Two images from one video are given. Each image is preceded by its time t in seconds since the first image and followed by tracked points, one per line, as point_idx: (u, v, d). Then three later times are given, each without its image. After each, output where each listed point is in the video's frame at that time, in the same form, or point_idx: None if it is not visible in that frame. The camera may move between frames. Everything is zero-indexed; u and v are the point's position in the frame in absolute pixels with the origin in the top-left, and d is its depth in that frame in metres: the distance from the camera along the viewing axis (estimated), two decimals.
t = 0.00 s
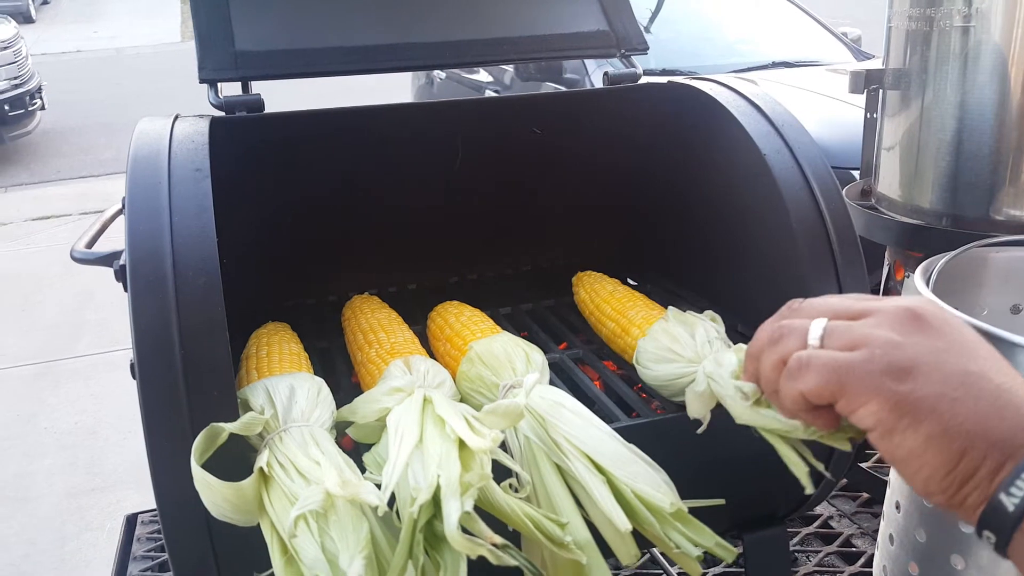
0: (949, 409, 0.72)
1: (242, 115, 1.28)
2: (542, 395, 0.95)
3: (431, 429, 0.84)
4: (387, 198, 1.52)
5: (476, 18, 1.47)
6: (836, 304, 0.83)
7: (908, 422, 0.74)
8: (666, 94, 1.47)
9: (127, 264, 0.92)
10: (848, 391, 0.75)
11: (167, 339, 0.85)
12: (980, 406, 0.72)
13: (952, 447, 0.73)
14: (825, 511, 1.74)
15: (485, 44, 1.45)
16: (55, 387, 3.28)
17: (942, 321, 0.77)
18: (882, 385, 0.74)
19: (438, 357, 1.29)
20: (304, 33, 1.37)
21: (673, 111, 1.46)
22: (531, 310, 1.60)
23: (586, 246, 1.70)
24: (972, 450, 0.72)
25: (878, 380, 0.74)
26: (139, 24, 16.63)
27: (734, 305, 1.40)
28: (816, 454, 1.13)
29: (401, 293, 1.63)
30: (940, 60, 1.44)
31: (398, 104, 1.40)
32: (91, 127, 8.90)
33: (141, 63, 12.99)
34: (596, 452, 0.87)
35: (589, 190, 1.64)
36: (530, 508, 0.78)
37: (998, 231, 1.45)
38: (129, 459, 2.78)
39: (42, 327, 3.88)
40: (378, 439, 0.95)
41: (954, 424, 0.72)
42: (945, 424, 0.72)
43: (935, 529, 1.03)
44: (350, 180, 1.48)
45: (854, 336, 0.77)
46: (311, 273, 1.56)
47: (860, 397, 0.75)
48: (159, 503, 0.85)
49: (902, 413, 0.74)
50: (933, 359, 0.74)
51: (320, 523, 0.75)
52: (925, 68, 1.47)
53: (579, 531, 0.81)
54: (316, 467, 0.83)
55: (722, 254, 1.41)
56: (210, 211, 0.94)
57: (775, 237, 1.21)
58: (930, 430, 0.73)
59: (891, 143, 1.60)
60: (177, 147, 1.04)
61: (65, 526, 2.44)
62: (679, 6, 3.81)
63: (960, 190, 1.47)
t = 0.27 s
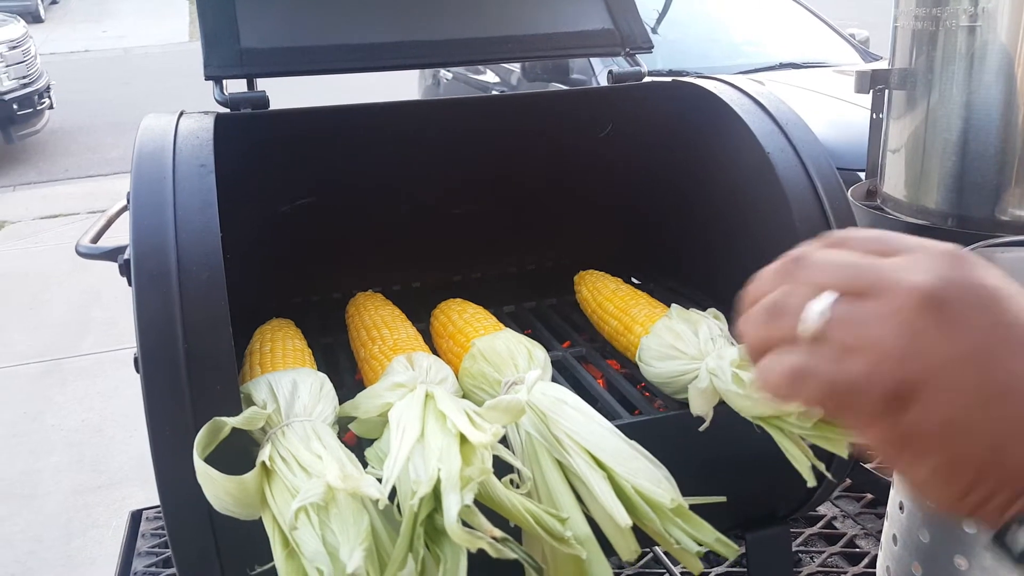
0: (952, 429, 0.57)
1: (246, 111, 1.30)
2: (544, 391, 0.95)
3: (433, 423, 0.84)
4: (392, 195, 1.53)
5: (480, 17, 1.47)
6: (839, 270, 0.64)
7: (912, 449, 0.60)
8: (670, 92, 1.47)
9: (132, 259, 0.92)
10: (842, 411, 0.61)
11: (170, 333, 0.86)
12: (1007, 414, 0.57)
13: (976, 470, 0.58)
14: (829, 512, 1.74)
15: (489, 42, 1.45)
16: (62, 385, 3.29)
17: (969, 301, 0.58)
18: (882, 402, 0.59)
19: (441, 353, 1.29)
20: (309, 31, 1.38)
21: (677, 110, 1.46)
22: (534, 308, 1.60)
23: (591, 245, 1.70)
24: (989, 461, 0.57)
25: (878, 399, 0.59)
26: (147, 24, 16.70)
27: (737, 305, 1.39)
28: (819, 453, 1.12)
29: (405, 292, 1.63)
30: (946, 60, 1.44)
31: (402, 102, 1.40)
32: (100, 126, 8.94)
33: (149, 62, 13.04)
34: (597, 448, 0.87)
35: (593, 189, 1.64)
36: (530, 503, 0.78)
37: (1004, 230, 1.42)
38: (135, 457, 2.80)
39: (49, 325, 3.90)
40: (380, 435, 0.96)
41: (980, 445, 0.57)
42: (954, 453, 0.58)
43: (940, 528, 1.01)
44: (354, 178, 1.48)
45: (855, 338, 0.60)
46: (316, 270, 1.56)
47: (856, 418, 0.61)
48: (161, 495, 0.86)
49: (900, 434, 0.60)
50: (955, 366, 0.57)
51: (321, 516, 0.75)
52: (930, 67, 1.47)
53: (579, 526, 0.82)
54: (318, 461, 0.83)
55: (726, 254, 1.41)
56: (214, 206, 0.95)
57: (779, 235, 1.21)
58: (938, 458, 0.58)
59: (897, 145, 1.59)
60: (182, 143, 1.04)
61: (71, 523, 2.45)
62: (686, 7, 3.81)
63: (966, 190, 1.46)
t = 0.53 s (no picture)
0: (803, 528, 0.57)
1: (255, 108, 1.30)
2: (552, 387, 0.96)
3: (440, 418, 0.84)
4: (399, 193, 1.53)
5: (488, 14, 1.47)
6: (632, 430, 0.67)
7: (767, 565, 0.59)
8: (678, 90, 1.46)
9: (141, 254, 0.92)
10: (692, 546, 0.61)
11: (180, 328, 0.86)
12: (845, 493, 0.56)
13: (835, 567, 0.56)
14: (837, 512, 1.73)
15: (497, 39, 1.45)
16: (71, 383, 3.31)
17: (740, 420, 0.63)
18: (703, 535, 0.60)
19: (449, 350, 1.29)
20: (318, 28, 1.38)
21: (685, 108, 1.46)
22: (542, 306, 1.60)
23: (598, 243, 1.70)
24: (873, 543, 0.55)
25: (711, 525, 0.60)
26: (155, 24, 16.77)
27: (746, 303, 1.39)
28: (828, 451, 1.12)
29: (413, 289, 1.63)
30: (955, 58, 1.43)
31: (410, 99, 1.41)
32: (108, 126, 8.98)
33: (157, 62, 13.09)
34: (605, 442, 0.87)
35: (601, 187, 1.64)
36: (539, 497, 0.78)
37: (1014, 230, 1.43)
38: (142, 455, 2.81)
39: (57, 323, 3.92)
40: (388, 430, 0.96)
41: (824, 537, 0.56)
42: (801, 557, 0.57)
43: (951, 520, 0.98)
44: (362, 175, 1.48)
45: (669, 472, 0.62)
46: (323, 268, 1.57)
47: (707, 552, 0.60)
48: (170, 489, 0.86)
49: (754, 558, 0.59)
50: (771, 466, 0.59)
51: (330, 509, 0.76)
52: (939, 66, 1.46)
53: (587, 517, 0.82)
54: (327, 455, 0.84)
55: (735, 252, 1.41)
56: (223, 202, 0.95)
57: (788, 233, 1.20)
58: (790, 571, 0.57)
59: (904, 146, 1.58)
60: (192, 139, 1.05)
61: (78, 521, 2.46)
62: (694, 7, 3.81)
63: (975, 189, 1.46)
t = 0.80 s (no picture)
0: (714, 533, 0.65)
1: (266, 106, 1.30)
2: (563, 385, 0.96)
3: (452, 416, 0.84)
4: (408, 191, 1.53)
5: (497, 12, 1.47)
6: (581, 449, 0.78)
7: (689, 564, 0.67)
8: (687, 88, 1.46)
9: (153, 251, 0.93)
10: (625, 556, 0.71)
11: (193, 324, 0.86)
12: (745, 501, 0.65)
13: (745, 564, 0.64)
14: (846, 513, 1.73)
15: (506, 37, 1.45)
16: (78, 381, 3.32)
17: (666, 435, 0.73)
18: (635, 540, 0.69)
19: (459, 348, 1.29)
20: (328, 25, 1.38)
21: (695, 106, 1.46)
22: (551, 305, 1.60)
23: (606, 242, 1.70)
24: (779, 542, 0.63)
25: (639, 532, 0.69)
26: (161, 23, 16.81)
27: (755, 302, 1.39)
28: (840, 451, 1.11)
29: (421, 288, 1.63)
30: (965, 57, 1.42)
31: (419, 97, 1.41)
32: (114, 125, 9.01)
33: (164, 61, 13.13)
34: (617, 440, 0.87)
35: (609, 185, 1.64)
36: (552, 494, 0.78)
37: None
38: (149, 453, 2.82)
39: (65, 321, 3.94)
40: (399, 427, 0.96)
41: (731, 539, 0.65)
42: (717, 555, 0.65)
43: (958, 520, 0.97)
44: (371, 173, 1.48)
45: (602, 489, 0.73)
46: (332, 266, 1.57)
47: (639, 560, 0.70)
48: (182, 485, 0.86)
49: (677, 559, 0.67)
50: (679, 482, 0.68)
51: (343, 507, 0.76)
52: (950, 64, 1.45)
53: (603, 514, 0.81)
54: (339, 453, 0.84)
55: (745, 250, 1.40)
56: (235, 199, 0.95)
57: (798, 231, 1.20)
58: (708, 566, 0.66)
59: (914, 145, 1.57)
60: (203, 136, 1.05)
61: (85, 519, 2.47)
62: (700, 6, 3.79)
63: (986, 188, 1.45)
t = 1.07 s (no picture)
0: (754, 459, 0.63)
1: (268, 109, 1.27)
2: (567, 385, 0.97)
3: (458, 418, 0.85)
4: (408, 193, 1.53)
5: (497, 14, 1.47)
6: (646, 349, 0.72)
7: (715, 472, 0.65)
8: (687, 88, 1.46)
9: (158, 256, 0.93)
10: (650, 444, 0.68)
11: (198, 329, 0.86)
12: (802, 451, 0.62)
13: (767, 502, 0.63)
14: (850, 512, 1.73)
15: (506, 39, 1.45)
16: (78, 386, 3.32)
17: (750, 359, 0.68)
18: (680, 428, 0.66)
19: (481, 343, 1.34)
20: (328, 29, 1.38)
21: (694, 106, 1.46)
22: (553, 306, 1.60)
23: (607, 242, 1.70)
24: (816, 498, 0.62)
25: (687, 423, 0.66)
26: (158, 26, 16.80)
27: (758, 301, 1.39)
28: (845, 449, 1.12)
29: (423, 290, 1.64)
30: (962, 56, 1.42)
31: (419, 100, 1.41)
32: (112, 129, 9.00)
33: (161, 64, 13.12)
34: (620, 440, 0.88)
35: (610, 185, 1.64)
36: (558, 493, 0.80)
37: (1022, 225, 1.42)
38: (150, 458, 2.81)
39: (64, 326, 3.93)
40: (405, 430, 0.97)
41: (771, 473, 0.63)
42: (750, 477, 0.63)
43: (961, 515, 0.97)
44: (372, 175, 1.48)
45: (661, 380, 0.68)
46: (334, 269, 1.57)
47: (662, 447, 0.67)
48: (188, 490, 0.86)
49: (705, 461, 0.65)
50: (754, 403, 0.64)
51: (352, 510, 0.77)
52: (948, 63, 1.46)
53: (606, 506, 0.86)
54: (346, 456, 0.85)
55: (746, 249, 1.41)
56: (239, 203, 0.96)
57: (800, 230, 1.20)
58: (733, 483, 0.64)
59: (913, 142, 1.58)
60: (206, 141, 1.05)
61: (87, 525, 2.47)
62: (697, 6, 3.80)
63: (985, 185, 1.45)
